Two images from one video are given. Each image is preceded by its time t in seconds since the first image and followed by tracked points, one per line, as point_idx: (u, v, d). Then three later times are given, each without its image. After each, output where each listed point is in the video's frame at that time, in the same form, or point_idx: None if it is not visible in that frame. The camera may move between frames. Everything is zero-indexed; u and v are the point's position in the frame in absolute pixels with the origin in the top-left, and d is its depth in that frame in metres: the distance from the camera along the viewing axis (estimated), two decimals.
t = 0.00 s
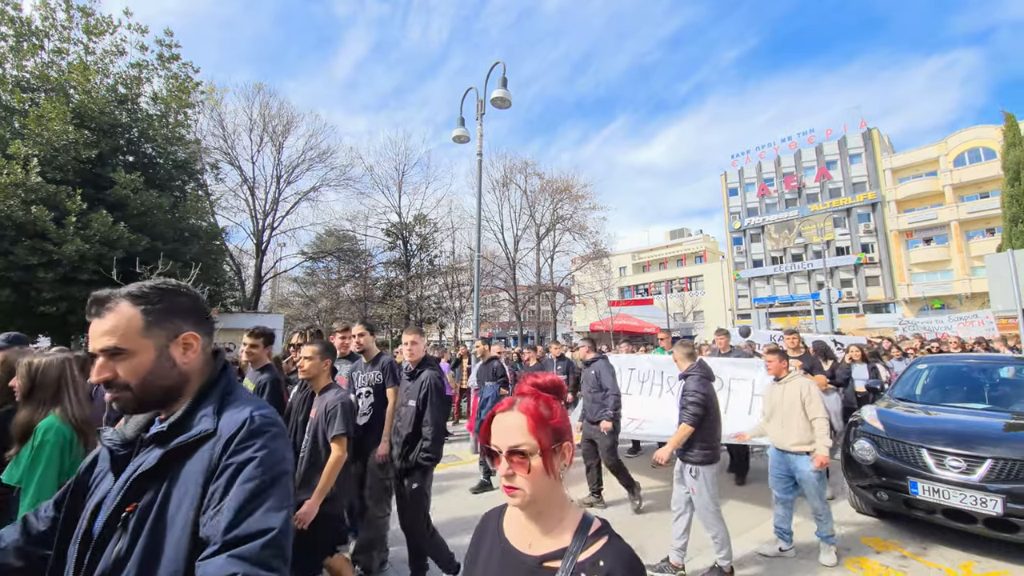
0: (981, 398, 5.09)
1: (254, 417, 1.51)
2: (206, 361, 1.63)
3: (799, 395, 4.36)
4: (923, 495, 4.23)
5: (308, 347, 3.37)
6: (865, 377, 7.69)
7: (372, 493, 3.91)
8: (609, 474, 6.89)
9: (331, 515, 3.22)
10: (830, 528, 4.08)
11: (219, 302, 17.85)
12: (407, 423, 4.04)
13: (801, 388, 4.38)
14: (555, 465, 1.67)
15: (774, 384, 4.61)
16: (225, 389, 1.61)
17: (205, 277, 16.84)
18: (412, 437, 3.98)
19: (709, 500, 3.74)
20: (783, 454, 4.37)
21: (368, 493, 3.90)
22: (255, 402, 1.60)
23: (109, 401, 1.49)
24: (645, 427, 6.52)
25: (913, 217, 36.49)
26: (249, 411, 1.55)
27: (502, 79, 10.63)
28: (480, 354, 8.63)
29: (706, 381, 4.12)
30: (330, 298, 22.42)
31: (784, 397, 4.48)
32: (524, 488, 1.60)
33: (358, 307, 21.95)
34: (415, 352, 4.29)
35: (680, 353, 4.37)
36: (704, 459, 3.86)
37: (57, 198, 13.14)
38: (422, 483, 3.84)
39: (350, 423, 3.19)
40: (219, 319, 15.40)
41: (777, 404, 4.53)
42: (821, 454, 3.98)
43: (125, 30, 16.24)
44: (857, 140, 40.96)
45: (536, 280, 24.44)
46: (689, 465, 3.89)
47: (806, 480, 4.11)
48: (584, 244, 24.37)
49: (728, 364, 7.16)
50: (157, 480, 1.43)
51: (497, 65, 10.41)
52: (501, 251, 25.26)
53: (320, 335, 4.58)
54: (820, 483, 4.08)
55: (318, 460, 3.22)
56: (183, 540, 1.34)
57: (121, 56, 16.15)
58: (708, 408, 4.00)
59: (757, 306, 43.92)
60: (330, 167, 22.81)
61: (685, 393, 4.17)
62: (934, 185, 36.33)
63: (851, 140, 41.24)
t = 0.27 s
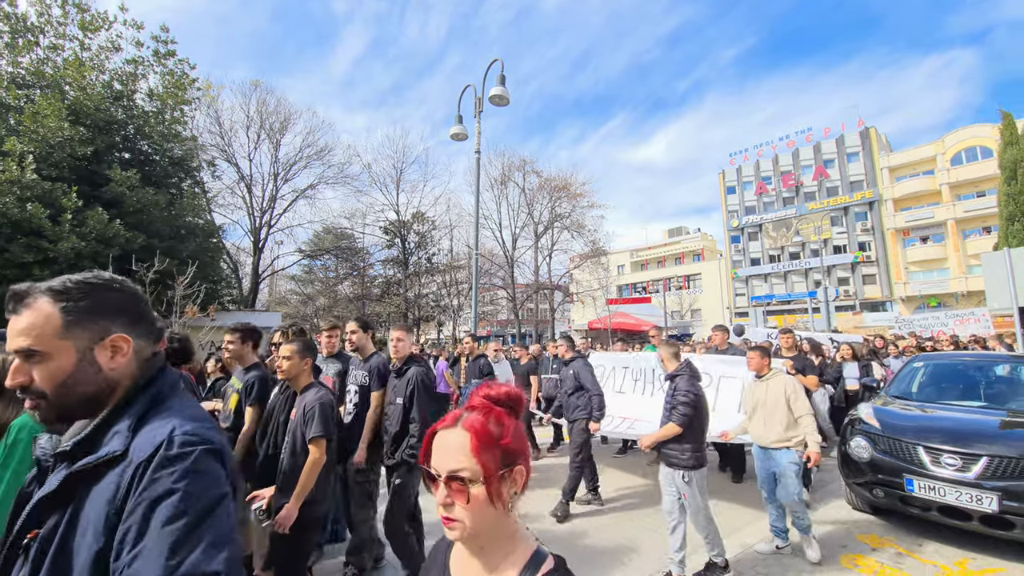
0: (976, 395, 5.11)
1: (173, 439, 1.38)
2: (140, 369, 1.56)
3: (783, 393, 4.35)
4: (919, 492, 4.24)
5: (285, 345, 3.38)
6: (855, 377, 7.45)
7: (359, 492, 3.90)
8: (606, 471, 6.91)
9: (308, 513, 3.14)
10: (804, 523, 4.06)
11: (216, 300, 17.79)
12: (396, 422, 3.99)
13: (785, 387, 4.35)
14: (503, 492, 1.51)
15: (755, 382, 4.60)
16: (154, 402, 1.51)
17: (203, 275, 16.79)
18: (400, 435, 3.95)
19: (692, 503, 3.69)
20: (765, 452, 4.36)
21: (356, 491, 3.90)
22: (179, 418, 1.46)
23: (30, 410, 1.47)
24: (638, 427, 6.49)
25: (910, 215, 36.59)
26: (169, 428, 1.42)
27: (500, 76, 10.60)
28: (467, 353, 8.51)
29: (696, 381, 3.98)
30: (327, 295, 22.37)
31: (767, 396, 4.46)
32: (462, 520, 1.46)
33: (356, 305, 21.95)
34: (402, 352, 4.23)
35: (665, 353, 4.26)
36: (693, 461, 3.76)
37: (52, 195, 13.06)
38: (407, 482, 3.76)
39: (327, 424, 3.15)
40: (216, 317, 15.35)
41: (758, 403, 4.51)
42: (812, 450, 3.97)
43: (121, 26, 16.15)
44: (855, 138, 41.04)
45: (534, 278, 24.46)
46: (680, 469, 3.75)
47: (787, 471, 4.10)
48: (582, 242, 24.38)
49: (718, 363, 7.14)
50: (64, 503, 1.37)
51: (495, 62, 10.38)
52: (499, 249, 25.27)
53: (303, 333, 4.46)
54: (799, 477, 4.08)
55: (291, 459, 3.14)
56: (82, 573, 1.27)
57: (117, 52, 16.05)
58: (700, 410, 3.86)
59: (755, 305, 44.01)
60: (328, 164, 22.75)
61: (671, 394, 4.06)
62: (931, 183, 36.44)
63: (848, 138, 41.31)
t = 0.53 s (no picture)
0: (975, 395, 5.11)
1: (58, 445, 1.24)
2: (42, 360, 1.43)
3: (773, 397, 4.06)
4: (917, 492, 4.24)
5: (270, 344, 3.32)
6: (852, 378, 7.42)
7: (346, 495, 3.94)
8: (605, 471, 6.93)
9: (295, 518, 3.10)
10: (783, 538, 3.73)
11: (215, 298, 17.77)
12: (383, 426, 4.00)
13: (774, 391, 4.07)
14: (427, 534, 1.30)
15: (744, 383, 4.31)
16: (46, 401, 1.37)
17: (202, 274, 16.79)
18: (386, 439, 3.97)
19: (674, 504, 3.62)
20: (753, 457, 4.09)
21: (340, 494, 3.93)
22: (67, 421, 1.31)
23: None
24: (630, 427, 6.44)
25: (910, 216, 36.62)
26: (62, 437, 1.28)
27: (500, 75, 10.58)
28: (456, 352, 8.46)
29: (683, 379, 3.92)
30: (327, 294, 22.35)
31: (756, 399, 4.18)
32: (367, 564, 1.28)
33: (356, 304, 21.98)
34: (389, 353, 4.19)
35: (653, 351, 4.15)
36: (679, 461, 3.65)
37: (52, 193, 13.05)
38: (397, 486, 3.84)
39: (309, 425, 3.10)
40: (215, 315, 15.35)
41: (746, 405, 4.23)
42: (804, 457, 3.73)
43: (120, 24, 16.11)
44: (855, 138, 41.06)
45: (534, 278, 24.47)
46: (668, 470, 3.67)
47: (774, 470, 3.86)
48: (582, 241, 24.39)
49: (711, 363, 7.08)
50: None
51: (495, 60, 10.36)
52: (499, 249, 25.28)
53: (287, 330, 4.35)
54: (785, 483, 3.84)
55: (275, 460, 3.12)
56: None
57: (115, 49, 16.01)
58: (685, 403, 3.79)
59: (755, 305, 44.06)
60: (327, 162, 22.74)
61: (659, 393, 3.97)
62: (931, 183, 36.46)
63: (848, 138, 41.32)
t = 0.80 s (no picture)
0: (976, 394, 5.10)
1: None
2: None
3: (771, 400, 4.00)
4: (919, 491, 4.23)
5: (262, 344, 3.32)
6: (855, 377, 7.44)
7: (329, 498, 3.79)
8: (606, 470, 6.93)
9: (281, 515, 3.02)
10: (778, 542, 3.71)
11: (216, 297, 17.80)
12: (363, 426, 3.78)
13: (773, 391, 4.02)
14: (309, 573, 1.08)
15: (743, 383, 4.27)
16: None
17: (204, 272, 16.82)
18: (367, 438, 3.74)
19: (668, 511, 3.40)
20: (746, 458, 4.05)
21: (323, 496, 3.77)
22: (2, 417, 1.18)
23: None
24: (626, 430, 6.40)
25: (911, 214, 36.54)
26: None
27: (501, 73, 10.57)
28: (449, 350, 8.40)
29: (675, 382, 3.67)
30: (328, 293, 22.38)
31: (754, 399, 4.13)
32: None
33: (357, 303, 22.01)
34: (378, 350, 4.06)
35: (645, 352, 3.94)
36: (669, 466, 3.43)
37: (53, 192, 13.07)
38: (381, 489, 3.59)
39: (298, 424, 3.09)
40: (216, 314, 15.38)
41: (744, 405, 4.18)
42: (796, 467, 3.72)
43: (121, 23, 16.12)
44: (856, 137, 40.97)
45: (534, 276, 24.45)
46: (656, 475, 3.45)
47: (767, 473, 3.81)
48: (583, 240, 24.36)
49: (706, 361, 7.03)
50: None
51: (496, 58, 10.36)
52: (500, 247, 25.26)
53: (271, 328, 4.20)
54: (777, 485, 3.81)
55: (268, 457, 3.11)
56: None
57: (116, 48, 16.02)
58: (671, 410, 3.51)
59: (756, 303, 44.03)
60: (328, 161, 22.76)
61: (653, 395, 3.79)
62: (932, 182, 36.37)
63: (850, 137, 41.24)
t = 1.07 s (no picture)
0: (979, 393, 5.09)
1: None
2: None
3: (765, 400, 3.95)
4: (921, 490, 4.23)
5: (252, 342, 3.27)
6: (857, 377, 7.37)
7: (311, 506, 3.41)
8: (608, 469, 6.92)
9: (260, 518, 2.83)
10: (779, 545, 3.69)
11: (217, 297, 17.83)
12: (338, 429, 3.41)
13: (767, 389, 3.97)
14: None
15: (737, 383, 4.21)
16: None
17: (205, 272, 16.84)
18: (350, 443, 3.40)
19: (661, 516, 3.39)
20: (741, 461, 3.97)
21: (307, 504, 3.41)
22: None
23: None
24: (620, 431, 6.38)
25: (913, 213, 36.45)
26: None
27: (502, 73, 10.56)
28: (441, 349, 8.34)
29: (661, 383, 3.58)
30: (329, 292, 22.42)
31: (749, 398, 4.08)
32: None
33: (359, 302, 22.06)
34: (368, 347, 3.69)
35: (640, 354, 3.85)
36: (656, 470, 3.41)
37: (55, 192, 13.09)
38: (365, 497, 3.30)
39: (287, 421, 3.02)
40: (218, 314, 15.40)
41: (737, 406, 4.14)
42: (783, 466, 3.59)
43: (122, 23, 16.15)
44: (858, 135, 40.88)
45: (536, 275, 24.42)
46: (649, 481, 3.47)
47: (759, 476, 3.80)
48: (584, 239, 24.36)
49: (701, 360, 7.00)
50: None
51: (497, 58, 10.37)
52: (501, 246, 25.25)
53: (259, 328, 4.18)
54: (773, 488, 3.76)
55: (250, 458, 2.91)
56: None
57: (118, 48, 16.04)
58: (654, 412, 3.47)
59: (757, 302, 43.98)
60: (330, 161, 22.78)
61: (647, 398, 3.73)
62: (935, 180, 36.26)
63: (852, 135, 41.16)
